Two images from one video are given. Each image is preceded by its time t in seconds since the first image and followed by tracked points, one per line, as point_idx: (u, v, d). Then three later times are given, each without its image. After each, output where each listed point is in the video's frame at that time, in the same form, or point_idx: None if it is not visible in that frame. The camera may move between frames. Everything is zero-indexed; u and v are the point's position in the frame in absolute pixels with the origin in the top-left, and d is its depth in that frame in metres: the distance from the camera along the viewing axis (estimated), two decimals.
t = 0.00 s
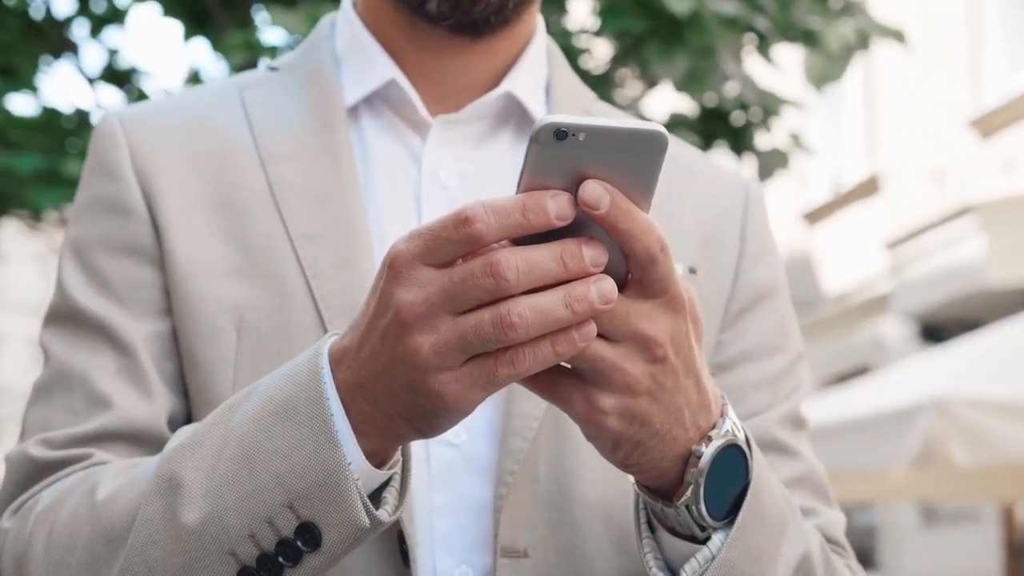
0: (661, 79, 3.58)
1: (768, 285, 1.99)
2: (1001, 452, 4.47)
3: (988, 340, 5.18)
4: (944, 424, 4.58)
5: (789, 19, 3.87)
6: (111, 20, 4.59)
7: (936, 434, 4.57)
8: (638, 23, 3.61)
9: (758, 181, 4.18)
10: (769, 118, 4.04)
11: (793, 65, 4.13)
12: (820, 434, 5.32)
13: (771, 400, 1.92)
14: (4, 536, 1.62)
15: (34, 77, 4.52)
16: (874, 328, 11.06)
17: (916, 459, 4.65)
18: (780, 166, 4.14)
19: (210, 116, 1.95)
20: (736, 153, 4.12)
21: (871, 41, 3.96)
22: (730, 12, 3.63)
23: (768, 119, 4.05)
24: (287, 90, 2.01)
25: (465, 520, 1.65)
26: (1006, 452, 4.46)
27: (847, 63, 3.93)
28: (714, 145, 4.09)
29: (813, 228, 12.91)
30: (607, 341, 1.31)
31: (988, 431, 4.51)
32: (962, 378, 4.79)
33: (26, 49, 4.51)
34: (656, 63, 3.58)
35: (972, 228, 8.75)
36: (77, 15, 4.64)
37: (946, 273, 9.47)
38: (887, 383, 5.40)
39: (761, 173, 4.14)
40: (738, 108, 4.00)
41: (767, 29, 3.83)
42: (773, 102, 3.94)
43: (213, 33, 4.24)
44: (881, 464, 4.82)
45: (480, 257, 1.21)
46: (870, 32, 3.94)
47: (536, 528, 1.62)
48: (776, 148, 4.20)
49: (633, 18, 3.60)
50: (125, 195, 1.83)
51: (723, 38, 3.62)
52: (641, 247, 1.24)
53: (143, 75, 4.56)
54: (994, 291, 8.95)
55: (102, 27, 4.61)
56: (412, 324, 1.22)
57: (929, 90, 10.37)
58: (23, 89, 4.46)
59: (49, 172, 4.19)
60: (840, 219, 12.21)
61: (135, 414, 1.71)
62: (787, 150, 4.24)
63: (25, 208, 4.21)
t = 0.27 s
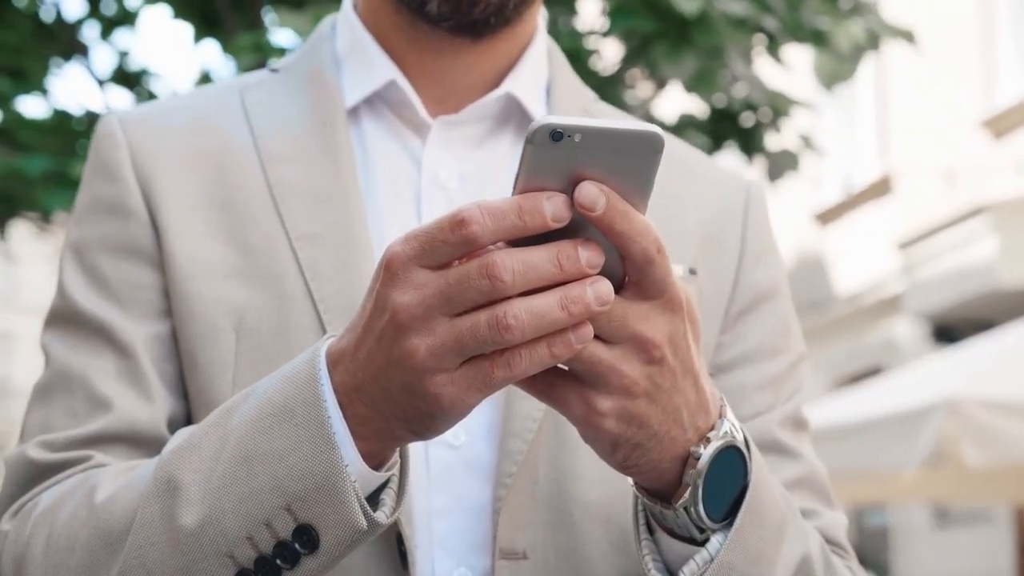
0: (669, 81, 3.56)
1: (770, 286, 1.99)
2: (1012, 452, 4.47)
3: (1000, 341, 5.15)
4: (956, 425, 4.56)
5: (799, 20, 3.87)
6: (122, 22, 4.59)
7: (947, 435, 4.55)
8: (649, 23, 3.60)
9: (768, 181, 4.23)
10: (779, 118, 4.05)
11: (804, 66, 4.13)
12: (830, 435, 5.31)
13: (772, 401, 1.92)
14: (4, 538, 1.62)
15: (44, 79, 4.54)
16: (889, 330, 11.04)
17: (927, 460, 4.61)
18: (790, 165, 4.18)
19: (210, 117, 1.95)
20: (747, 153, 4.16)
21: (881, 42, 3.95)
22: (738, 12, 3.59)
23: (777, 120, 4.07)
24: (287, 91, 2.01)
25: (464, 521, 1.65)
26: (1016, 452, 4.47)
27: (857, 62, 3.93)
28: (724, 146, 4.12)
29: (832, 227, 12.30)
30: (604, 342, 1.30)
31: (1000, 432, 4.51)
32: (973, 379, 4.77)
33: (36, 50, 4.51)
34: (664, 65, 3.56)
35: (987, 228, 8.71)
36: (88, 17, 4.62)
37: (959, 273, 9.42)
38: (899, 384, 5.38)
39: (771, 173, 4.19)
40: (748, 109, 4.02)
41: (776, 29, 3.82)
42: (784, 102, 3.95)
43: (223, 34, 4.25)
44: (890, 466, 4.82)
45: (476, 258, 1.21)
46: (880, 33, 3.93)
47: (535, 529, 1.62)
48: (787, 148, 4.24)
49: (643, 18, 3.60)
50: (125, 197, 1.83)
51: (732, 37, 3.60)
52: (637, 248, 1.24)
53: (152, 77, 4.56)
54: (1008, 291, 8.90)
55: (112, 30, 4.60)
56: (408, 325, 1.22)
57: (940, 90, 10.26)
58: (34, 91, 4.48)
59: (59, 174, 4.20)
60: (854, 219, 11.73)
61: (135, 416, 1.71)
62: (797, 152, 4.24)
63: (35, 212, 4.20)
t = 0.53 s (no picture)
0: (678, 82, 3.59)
1: (770, 287, 1.98)
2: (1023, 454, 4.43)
3: (1012, 343, 5.13)
4: (968, 427, 4.52)
5: (806, 21, 3.85)
6: (131, 24, 4.61)
7: (958, 436, 4.51)
8: (657, 24, 3.61)
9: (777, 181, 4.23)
10: (786, 119, 4.06)
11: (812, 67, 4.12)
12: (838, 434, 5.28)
13: (772, 402, 1.91)
14: (3, 540, 1.62)
15: (52, 80, 4.53)
16: (898, 330, 10.84)
17: (938, 460, 4.57)
18: (799, 166, 4.17)
19: (209, 120, 1.96)
20: (754, 153, 4.16)
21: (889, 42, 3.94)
22: (747, 13, 3.56)
23: (787, 120, 4.07)
24: (287, 93, 2.01)
25: (462, 523, 1.65)
26: None
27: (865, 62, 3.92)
28: (732, 147, 4.13)
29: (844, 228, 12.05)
30: (598, 345, 1.30)
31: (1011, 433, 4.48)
32: (985, 381, 4.74)
33: (44, 52, 4.53)
34: (672, 66, 3.58)
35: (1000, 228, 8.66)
36: (97, 20, 4.65)
37: (971, 273, 9.36)
38: (910, 384, 5.35)
39: (779, 173, 4.18)
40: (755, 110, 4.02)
41: (783, 31, 3.81)
42: (793, 103, 3.95)
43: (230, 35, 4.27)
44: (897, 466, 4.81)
45: (469, 261, 1.21)
46: (887, 34, 3.93)
47: (532, 531, 1.61)
48: (795, 149, 4.20)
49: (652, 18, 3.61)
50: (124, 199, 1.83)
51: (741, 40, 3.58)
52: (631, 251, 1.24)
53: (162, 79, 4.56)
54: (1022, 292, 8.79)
55: (120, 32, 4.61)
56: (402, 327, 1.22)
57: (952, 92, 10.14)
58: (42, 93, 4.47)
59: (67, 176, 4.14)
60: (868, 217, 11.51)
61: (134, 418, 1.71)
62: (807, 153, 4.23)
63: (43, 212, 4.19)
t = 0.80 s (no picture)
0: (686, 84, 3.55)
1: (771, 287, 1.98)
2: None
3: None
4: (982, 427, 4.50)
5: (816, 21, 3.81)
6: (143, 26, 4.49)
7: (972, 436, 4.50)
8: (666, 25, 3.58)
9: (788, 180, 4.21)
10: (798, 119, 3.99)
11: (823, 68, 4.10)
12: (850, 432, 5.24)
13: (774, 403, 1.91)
14: (3, 541, 1.62)
15: (65, 83, 4.39)
16: (913, 330, 10.54)
17: (951, 460, 4.55)
18: (810, 166, 4.16)
19: (210, 121, 1.96)
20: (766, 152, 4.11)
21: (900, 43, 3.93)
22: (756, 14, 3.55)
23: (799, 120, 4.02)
24: (287, 95, 2.01)
25: (461, 524, 1.65)
26: None
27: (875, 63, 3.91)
28: (744, 147, 4.09)
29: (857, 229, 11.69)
30: (595, 345, 1.30)
31: None
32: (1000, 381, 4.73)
33: (57, 55, 4.42)
34: (682, 67, 3.55)
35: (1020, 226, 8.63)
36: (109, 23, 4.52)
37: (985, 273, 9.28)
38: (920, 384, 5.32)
39: (790, 172, 4.16)
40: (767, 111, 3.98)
41: (794, 32, 3.78)
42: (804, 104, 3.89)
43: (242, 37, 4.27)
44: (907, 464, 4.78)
45: (465, 262, 1.21)
46: (899, 33, 3.91)
47: (531, 532, 1.61)
48: (807, 149, 4.19)
49: (660, 20, 3.57)
50: (124, 201, 1.83)
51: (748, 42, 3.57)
52: (627, 252, 1.24)
53: (173, 82, 4.55)
54: None
55: (132, 35, 4.49)
56: (398, 329, 1.22)
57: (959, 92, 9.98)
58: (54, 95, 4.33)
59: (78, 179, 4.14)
60: (901, 210, 10.77)
61: (134, 420, 1.71)
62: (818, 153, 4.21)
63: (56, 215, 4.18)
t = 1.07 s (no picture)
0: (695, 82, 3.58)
1: (771, 287, 1.97)
2: None
3: None
4: (993, 427, 4.46)
5: (826, 20, 3.80)
6: (154, 27, 4.48)
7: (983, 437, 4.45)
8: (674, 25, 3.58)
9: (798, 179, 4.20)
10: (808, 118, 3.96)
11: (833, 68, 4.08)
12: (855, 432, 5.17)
13: (774, 402, 1.90)
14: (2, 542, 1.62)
15: (74, 84, 4.40)
16: (925, 330, 9.70)
17: (962, 460, 4.50)
18: (820, 165, 4.14)
19: (210, 122, 1.96)
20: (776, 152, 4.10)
21: (911, 42, 3.86)
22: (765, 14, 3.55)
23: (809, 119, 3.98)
24: (288, 95, 2.01)
25: (460, 524, 1.64)
26: None
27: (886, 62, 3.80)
28: (754, 146, 4.06)
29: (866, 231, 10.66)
30: (592, 344, 1.30)
31: None
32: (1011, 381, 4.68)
33: (65, 55, 4.43)
34: (690, 67, 3.56)
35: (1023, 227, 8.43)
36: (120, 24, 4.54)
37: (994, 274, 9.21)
38: (929, 386, 5.28)
39: (801, 172, 4.16)
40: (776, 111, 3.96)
41: (801, 30, 3.79)
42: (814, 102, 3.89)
43: (252, 38, 4.26)
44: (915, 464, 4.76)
45: (461, 261, 1.21)
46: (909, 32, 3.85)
47: (530, 532, 1.61)
48: (817, 148, 4.18)
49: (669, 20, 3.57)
50: (124, 202, 1.83)
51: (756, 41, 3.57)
52: (624, 250, 1.23)
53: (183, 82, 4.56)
54: None
55: (143, 35, 4.49)
56: (394, 328, 1.22)
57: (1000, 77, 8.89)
58: (63, 96, 4.34)
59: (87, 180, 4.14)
60: (912, 211, 9.78)
61: (133, 420, 1.71)
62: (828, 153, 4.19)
63: (64, 214, 4.22)
